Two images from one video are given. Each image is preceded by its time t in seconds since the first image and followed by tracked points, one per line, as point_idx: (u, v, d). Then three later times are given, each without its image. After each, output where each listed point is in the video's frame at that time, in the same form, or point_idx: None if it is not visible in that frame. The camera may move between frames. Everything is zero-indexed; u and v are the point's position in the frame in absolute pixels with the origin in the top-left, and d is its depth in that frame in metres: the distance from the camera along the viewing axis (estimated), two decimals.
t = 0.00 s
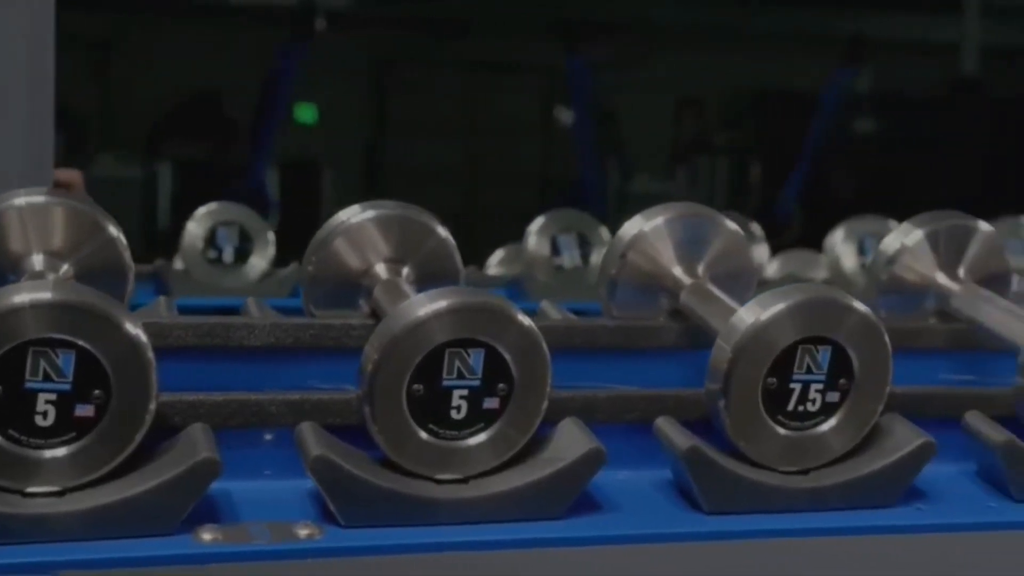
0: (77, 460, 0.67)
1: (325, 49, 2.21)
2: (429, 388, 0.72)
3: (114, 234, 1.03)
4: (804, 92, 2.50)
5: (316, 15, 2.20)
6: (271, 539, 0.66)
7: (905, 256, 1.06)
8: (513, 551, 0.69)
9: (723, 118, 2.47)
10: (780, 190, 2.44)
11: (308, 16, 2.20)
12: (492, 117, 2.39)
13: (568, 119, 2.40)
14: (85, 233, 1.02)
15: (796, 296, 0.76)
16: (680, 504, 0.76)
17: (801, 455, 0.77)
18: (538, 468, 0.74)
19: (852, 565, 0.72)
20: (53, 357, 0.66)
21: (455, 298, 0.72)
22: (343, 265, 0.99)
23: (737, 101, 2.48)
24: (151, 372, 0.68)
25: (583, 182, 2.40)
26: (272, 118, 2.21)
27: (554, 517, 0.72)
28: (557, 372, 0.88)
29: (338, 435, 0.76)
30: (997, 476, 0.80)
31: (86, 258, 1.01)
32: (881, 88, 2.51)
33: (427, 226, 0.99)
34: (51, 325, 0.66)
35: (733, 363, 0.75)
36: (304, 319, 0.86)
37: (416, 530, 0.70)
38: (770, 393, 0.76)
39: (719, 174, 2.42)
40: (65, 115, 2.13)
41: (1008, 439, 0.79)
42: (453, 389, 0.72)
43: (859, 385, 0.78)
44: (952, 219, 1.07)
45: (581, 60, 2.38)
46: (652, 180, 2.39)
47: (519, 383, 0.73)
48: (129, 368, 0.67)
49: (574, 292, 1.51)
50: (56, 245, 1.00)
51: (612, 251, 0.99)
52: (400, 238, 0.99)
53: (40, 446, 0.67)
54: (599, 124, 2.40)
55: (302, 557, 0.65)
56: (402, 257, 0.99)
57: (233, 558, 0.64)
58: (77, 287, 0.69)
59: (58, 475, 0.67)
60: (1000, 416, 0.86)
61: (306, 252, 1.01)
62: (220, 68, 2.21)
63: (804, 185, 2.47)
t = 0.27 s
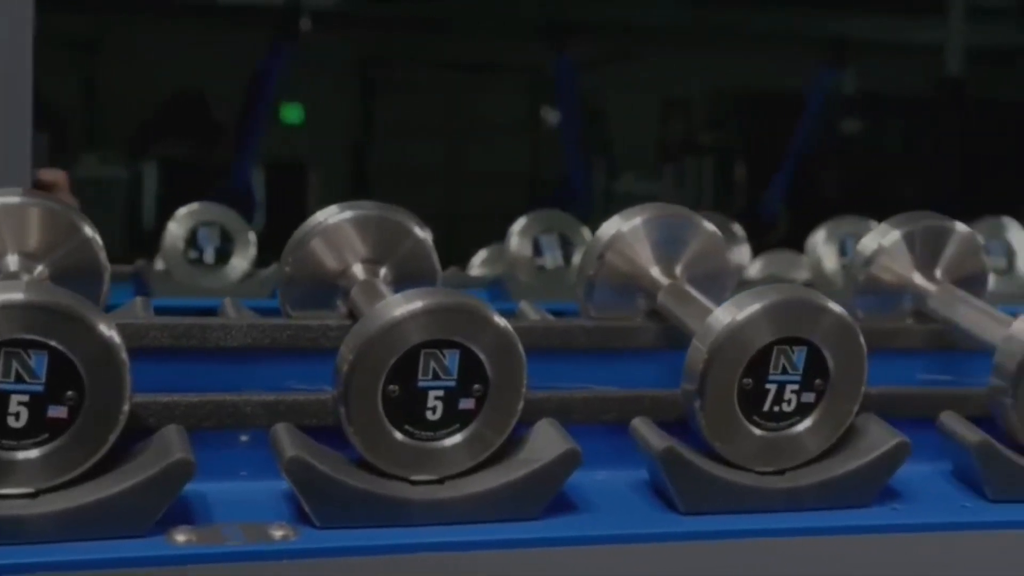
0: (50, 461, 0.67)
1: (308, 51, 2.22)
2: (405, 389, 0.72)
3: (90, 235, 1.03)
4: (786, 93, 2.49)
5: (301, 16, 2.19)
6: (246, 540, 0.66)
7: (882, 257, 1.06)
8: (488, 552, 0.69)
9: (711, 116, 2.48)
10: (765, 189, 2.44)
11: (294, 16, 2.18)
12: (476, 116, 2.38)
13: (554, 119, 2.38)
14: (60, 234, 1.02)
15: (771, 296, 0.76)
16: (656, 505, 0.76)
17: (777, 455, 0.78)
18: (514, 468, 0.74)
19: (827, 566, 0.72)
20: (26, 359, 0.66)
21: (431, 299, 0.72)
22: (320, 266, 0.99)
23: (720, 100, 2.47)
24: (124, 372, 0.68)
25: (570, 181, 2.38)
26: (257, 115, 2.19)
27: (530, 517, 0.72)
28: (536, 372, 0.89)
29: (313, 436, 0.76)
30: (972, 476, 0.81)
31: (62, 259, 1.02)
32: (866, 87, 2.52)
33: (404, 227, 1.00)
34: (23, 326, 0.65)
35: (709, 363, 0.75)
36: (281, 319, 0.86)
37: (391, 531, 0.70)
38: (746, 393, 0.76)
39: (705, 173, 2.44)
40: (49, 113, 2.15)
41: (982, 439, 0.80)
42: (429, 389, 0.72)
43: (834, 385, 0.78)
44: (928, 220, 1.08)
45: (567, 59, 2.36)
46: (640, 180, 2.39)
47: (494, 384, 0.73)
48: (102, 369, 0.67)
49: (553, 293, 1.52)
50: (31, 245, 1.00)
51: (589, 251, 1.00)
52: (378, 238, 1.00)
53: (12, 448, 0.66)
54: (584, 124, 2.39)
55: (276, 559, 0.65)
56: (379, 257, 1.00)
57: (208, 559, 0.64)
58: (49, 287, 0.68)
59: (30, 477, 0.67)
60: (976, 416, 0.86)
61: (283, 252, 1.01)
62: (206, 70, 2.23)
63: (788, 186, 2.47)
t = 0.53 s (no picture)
0: (15, 463, 0.67)
1: (289, 50, 2.20)
2: (373, 389, 0.72)
3: (59, 235, 1.02)
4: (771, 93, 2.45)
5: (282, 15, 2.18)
6: (213, 540, 0.66)
7: (853, 257, 1.07)
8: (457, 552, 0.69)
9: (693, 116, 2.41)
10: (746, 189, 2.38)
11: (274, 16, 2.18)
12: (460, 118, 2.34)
13: (536, 119, 2.36)
14: (29, 233, 1.01)
15: (740, 296, 0.76)
16: (626, 504, 0.76)
17: (746, 455, 0.78)
18: (483, 468, 0.74)
19: (797, 566, 0.72)
20: None
21: (400, 299, 0.72)
22: (291, 266, 1.00)
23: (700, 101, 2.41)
24: (91, 372, 0.68)
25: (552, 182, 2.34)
26: (239, 112, 2.18)
27: (499, 517, 0.72)
28: (509, 371, 0.90)
29: (282, 436, 0.76)
30: (941, 475, 0.81)
31: (31, 258, 1.01)
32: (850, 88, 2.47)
33: (375, 227, 1.01)
34: None
35: (678, 363, 0.75)
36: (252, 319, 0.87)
37: (359, 531, 0.69)
38: (715, 393, 0.76)
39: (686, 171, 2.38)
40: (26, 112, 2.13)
41: (950, 438, 0.80)
42: (398, 389, 0.72)
43: (804, 385, 0.78)
44: (899, 220, 1.08)
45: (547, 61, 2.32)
46: (619, 181, 2.35)
47: (463, 384, 0.74)
48: (68, 370, 0.67)
49: (529, 293, 1.54)
50: None
51: (562, 250, 1.01)
52: (348, 239, 1.01)
53: None
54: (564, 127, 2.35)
55: (243, 559, 0.65)
56: (349, 258, 1.01)
57: (175, 559, 0.63)
58: (15, 287, 0.68)
59: None
60: (945, 415, 0.87)
61: (253, 252, 1.02)
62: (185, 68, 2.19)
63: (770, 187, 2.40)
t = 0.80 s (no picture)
0: None
1: (272, 50, 2.11)
2: (345, 389, 0.72)
3: (30, 235, 1.02)
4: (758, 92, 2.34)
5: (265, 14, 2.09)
6: (185, 540, 0.66)
7: (827, 256, 1.08)
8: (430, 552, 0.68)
9: (678, 118, 2.31)
10: (730, 190, 2.33)
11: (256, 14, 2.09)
12: (447, 118, 2.23)
13: (520, 118, 2.26)
14: None
15: (713, 296, 0.76)
16: (599, 504, 0.76)
17: (719, 453, 0.78)
18: (455, 467, 0.74)
19: (768, 564, 0.72)
20: None
21: (372, 298, 0.72)
22: (266, 265, 1.00)
23: (690, 99, 2.31)
24: (60, 373, 0.68)
25: (536, 181, 2.27)
26: (222, 112, 2.10)
27: (471, 516, 0.72)
28: (485, 370, 0.91)
29: (255, 436, 0.76)
30: (913, 473, 0.81)
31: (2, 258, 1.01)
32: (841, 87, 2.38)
33: (351, 227, 1.02)
34: None
35: (651, 362, 0.75)
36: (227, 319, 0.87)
37: (331, 530, 0.69)
38: (688, 392, 0.76)
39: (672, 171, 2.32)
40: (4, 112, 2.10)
41: (922, 436, 0.80)
42: (370, 389, 0.72)
43: (776, 384, 0.79)
44: (873, 219, 1.09)
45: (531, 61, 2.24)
46: (602, 181, 2.29)
47: (436, 383, 0.74)
48: (38, 370, 0.67)
49: (509, 293, 1.54)
50: None
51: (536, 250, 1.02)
52: (322, 238, 1.01)
53: None
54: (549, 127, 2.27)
55: (216, 559, 0.64)
56: (325, 257, 1.01)
57: (146, 559, 0.63)
58: None
59: None
60: (917, 413, 0.88)
61: (227, 252, 1.02)
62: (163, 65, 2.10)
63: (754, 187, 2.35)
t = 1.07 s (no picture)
0: None
1: (255, 50, 2.10)
2: (319, 388, 0.71)
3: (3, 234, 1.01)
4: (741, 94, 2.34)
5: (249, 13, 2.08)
6: (157, 541, 0.65)
7: (804, 255, 1.08)
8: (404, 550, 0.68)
9: (665, 118, 2.30)
10: (715, 189, 2.31)
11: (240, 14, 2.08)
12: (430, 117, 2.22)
13: (504, 117, 2.25)
14: None
15: (687, 295, 0.76)
16: (574, 503, 0.76)
17: (694, 452, 0.78)
18: (429, 467, 0.74)
19: (742, 562, 0.72)
20: None
21: (345, 297, 0.72)
22: (242, 264, 1.00)
23: (676, 100, 2.30)
24: (31, 373, 0.67)
25: (521, 180, 2.26)
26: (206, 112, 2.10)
27: (445, 516, 0.72)
28: (461, 369, 0.91)
29: (228, 436, 0.76)
30: (887, 471, 0.82)
31: None
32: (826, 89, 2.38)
33: (326, 227, 1.02)
34: None
35: (625, 361, 0.75)
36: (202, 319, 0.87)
37: (305, 530, 0.69)
38: (662, 391, 0.77)
39: (657, 171, 2.31)
40: None
41: (896, 435, 0.81)
42: (344, 388, 0.72)
43: (750, 383, 0.79)
44: (848, 219, 1.10)
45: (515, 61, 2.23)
46: (586, 180, 2.26)
47: (409, 382, 0.74)
48: (9, 370, 0.66)
49: (488, 292, 1.53)
50: None
51: (513, 249, 1.03)
52: (298, 237, 1.01)
53: None
54: (533, 127, 2.25)
55: (189, 559, 0.64)
56: (300, 257, 1.01)
57: (118, 559, 0.63)
58: None
59: None
60: (891, 411, 0.88)
61: (202, 251, 1.02)
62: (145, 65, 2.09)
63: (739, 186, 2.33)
